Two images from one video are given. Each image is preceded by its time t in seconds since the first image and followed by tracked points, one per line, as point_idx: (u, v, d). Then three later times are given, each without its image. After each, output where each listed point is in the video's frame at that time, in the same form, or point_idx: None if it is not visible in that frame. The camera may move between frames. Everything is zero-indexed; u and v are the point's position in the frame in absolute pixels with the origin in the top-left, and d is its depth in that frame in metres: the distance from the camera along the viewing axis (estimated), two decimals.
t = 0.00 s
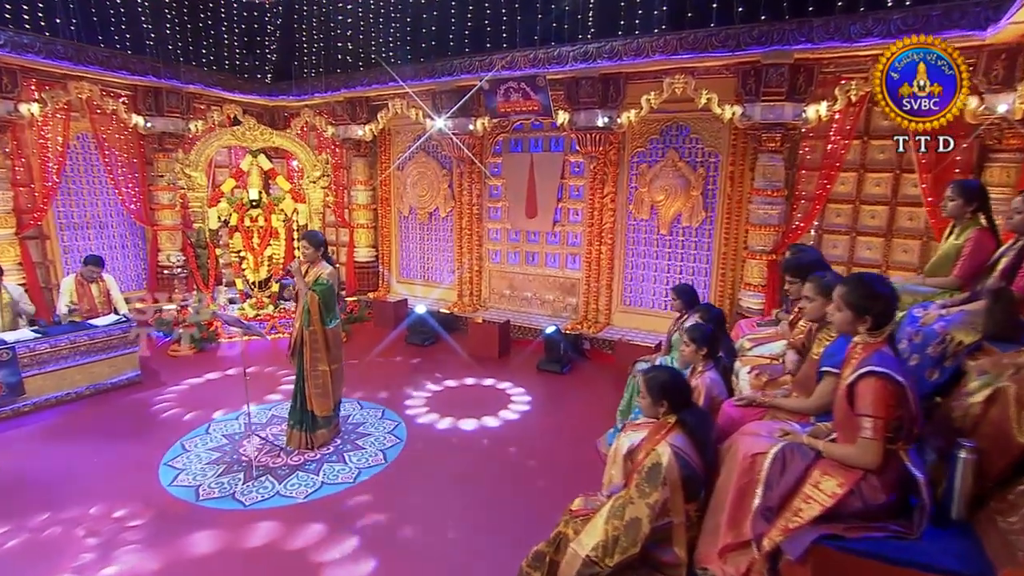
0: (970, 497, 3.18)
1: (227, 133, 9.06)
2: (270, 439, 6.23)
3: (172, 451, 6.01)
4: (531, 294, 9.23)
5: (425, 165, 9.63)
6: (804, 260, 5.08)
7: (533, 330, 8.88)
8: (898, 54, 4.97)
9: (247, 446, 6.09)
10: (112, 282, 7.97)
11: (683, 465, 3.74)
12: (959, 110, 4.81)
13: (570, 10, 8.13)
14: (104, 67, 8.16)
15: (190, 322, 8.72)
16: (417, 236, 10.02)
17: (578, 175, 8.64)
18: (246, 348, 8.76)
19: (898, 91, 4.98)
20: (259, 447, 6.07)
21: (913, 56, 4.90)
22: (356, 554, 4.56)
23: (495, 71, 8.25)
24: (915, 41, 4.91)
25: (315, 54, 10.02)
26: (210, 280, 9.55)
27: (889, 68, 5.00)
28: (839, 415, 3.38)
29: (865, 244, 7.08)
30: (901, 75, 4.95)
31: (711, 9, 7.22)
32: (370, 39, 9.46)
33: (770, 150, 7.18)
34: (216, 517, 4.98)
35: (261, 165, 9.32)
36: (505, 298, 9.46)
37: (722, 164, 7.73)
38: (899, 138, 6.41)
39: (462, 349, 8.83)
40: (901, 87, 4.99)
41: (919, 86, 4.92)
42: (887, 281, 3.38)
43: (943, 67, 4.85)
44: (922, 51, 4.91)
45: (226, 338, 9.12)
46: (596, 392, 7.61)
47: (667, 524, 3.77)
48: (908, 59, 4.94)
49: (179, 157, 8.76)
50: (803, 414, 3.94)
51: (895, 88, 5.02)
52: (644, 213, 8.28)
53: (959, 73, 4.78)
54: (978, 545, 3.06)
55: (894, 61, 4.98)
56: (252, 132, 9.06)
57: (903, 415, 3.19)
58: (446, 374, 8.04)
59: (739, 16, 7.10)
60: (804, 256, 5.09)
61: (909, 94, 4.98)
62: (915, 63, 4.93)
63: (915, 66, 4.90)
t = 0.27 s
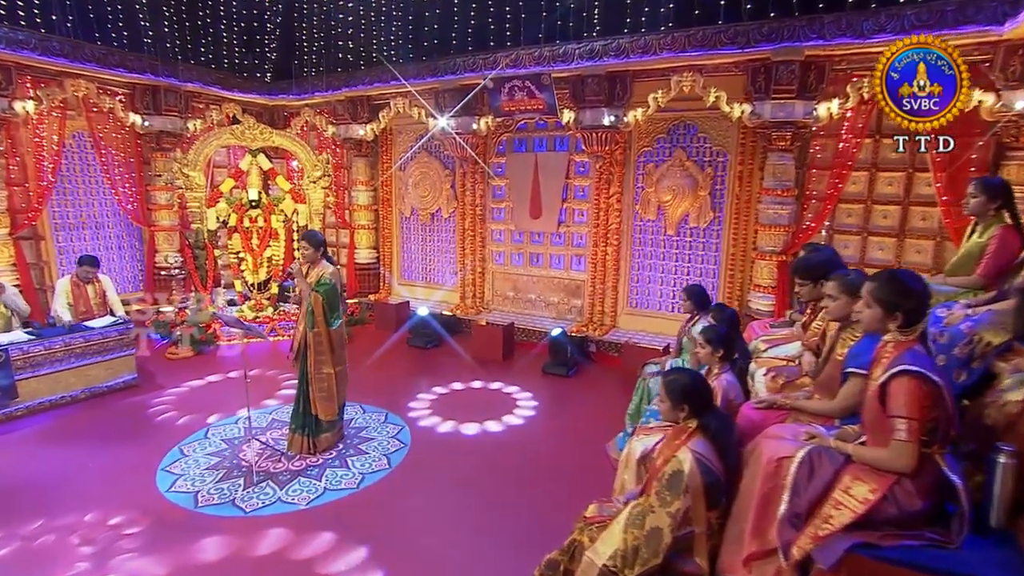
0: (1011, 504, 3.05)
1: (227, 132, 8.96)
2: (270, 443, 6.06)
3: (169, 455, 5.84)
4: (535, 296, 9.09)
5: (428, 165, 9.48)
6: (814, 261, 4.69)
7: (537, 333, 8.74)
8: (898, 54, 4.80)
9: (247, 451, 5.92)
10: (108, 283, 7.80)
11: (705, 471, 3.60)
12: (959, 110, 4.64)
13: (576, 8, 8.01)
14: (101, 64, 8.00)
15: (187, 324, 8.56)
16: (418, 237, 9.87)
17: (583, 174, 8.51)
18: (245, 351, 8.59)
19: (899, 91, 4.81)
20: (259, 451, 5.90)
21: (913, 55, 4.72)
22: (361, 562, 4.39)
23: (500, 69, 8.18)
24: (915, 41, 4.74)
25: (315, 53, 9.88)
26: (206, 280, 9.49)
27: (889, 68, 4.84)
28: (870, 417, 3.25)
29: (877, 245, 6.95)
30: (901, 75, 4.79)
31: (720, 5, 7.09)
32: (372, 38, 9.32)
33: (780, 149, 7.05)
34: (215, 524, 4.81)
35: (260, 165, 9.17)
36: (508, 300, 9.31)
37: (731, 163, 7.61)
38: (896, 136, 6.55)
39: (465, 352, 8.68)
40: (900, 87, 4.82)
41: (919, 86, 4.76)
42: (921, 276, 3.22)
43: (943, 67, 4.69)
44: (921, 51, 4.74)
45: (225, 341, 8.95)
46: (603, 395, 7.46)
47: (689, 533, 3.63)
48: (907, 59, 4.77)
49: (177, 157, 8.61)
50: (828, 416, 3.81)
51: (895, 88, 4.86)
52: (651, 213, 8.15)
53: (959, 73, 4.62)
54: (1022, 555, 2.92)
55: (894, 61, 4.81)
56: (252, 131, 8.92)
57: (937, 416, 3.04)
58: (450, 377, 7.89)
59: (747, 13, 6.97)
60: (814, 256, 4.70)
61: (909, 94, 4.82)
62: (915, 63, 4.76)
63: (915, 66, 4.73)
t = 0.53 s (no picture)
0: None
1: (225, 128, 8.74)
2: (271, 445, 5.87)
3: (167, 458, 5.65)
4: (540, 295, 8.92)
5: (430, 162, 9.31)
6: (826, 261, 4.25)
7: (542, 332, 8.58)
8: (901, 54, 5.21)
9: (247, 453, 5.73)
10: (103, 281, 7.60)
11: (732, 476, 3.45)
12: (958, 109, 5.07)
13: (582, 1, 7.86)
14: (96, 57, 7.81)
15: (184, 324, 8.36)
16: (420, 236, 9.70)
17: (589, 171, 8.36)
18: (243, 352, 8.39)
19: (899, 90, 5.24)
20: (260, 454, 5.71)
21: (913, 56, 5.14)
22: (368, 569, 4.21)
23: (505, 63, 7.98)
24: (916, 42, 5.13)
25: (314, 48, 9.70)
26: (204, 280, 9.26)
27: (890, 68, 5.29)
28: (907, 417, 3.08)
29: (891, 242, 6.81)
30: (901, 75, 5.22)
31: None
32: (373, 32, 9.13)
33: (791, 145, 6.90)
34: (215, 529, 4.61)
35: (259, 162, 8.98)
36: (513, 300, 9.14)
37: (741, 159, 7.46)
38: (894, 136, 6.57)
39: (469, 352, 8.51)
40: (901, 86, 5.25)
41: (919, 86, 5.20)
42: (962, 268, 2.99)
43: (943, 67, 5.13)
44: (922, 51, 5.15)
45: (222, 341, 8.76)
46: (612, 396, 7.30)
47: (716, 539, 3.47)
48: (909, 59, 5.18)
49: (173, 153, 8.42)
50: (858, 416, 3.66)
51: (896, 87, 5.29)
52: (659, 211, 8.00)
53: (958, 74, 5.07)
54: None
55: (895, 61, 5.25)
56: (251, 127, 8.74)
57: (982, 417, 2.88)
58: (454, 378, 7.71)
59: (758, 5, 6.80)
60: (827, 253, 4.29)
61: (910, 94, 5.26)
62: (916, 63, 5.17)
63: (915, 66, 5.13)
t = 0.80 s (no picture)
0: None
1: (221, 123, 8.38)
2: (274, 447, 5.69)
3: (166, 460, 5.47)
4: (546, 294, 8.75)
5: (433, 158, 9.14)
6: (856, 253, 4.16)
7: (549, 332, 8.42)
8: (900, 55, 5.53)
9: (250, 455, 5.54)
10: (99, 278, 7.41)
11: (762, 478, 3.31)
12: (957, 108, 5.36)
13: None
14: (92, 50, 7.63)
15: (183, 323, 8.17)
16: (423, 233, 9.53)
17: (596, 167, 8.20)
18: (242, 352, 8.20)
19: (900, 90, 5.54)
20: (262, 456, 5.53)
21: (913, 57, 5.40)
22: None
23: (511, 58, 7.89)
24: (915, 44, 5.37)
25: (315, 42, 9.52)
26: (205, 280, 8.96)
27: (890, 68, 5.56)
28: (950, 416, 2.92)
29: (908, 239, 6.66)
30: (902, 74, 5.51)
31: None
32: (375, 25, 8.94)
33: (805, 139, 6.75)
34: (218, 533, 4.44)
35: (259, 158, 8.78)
36: (518, 299, 8.97)
37: (752, 155, 7.31)
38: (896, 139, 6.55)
39: (474, 352, 8.34)
40: (902, 85, 5.51)
41: (919, 85, 5.44)
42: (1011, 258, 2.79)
43: (941, 67, 5.40)
44: (921, 52, 5.41)
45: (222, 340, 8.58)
46: (622, 397, 7.13)
47: (747, 544, 3.32)
48: (908, 59, 5.49)
49: (171, 148, 8.24)
50: (891, 416, 3.51)
51: (896, 87, 5.62)
52: (668, 208, 7.83)
53: (956, 74, 5.29)
54: None
55: (895, 62, 5.58)
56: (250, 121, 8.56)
57: None
58: (459, 378, 7.54)
59: None
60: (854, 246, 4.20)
61: (910, 93, 5.52)
62: (915, 63, 5.44)
63: (915, 66, 5.43)
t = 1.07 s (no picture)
0: None
1: (222, 118, 8.31)
2: (277, 448, 5.54)
3: (166, 462, 5.31)
4: (551, 293, 8.61)
5: (436, 154, 9.00)
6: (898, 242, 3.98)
7: (555, 331, 8.28)
8: (902, 54, 5.68)
9: (252, 457, 5.39)
10: (96, 276, 7.25)
11: (791, 479, 3.17)
12: (957, 107, 5.50)
13: None
14: (88, 43, 7.47)
15: (181, 321, 8.00)
16: (426, 231, 9.38)
17: (603, 164, 8.07)
18: (241, 352, 8.04)
19: (900, 90, 5.74)
20: (265, 457, 5.38)
21: (912, 58, 5.61)
22: None
23: (516, 50, 7.67)
24: (915, 45, 5.61)
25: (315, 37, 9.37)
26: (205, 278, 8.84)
27: (891, 69, 5.78)
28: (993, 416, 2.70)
29: (922, 236, 6.54)
30: (903, 75, 5.70)
31: None
32: (376, 20, 8.79)
33: (818, 135, 6.61)
34: (220, 537, 4.28)
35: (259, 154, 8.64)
36: (522, 298, 8.82)
37: (762, 150, 7.18)
38: (896, 139, 6.41)
39: (478, 351, 8.19)
40: (903, 86, 5.72)
41: (920, 86, 5.64)
42: None
43: (942, 67, 5.57)
44: (922, 53, 5.60)
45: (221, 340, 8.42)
46: (630, 397, 6.99)
47: (776, 548, 3.19)
48: (907, 61, 5.65)
49: (169, 143, 8.08)
50: (924, 415, 3.36)
51: (897, 87, 5.79)
52: (676, 205, 7.69)
53: (955, 74, 5.48)
54: None
55: (896, 62, 5.75)
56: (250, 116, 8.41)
57: None
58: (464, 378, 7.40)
59: None
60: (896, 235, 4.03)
61: (911, 94, 5.72)
62: (915, 64, 5.64)
63: (915, 66, 5.61)
